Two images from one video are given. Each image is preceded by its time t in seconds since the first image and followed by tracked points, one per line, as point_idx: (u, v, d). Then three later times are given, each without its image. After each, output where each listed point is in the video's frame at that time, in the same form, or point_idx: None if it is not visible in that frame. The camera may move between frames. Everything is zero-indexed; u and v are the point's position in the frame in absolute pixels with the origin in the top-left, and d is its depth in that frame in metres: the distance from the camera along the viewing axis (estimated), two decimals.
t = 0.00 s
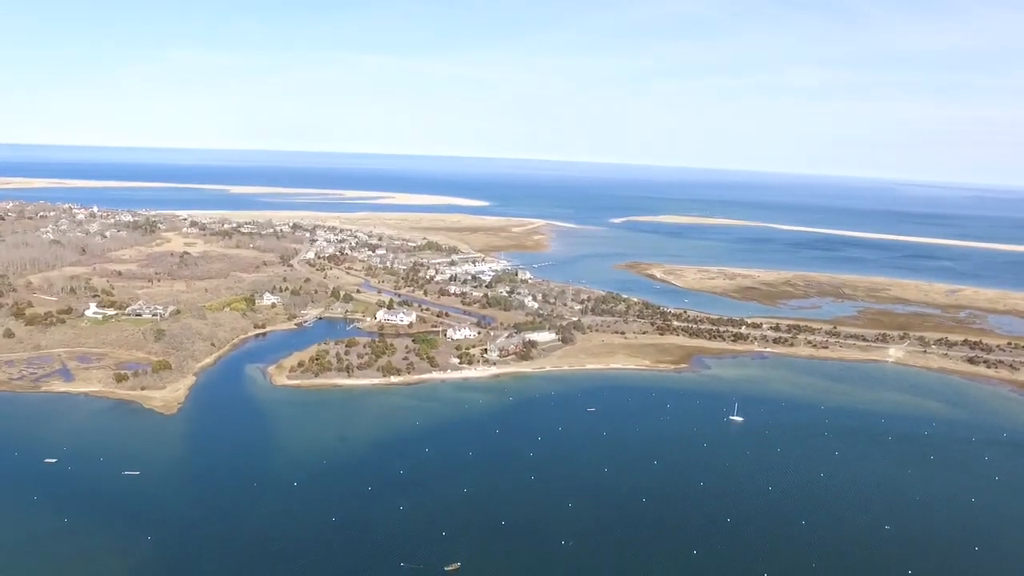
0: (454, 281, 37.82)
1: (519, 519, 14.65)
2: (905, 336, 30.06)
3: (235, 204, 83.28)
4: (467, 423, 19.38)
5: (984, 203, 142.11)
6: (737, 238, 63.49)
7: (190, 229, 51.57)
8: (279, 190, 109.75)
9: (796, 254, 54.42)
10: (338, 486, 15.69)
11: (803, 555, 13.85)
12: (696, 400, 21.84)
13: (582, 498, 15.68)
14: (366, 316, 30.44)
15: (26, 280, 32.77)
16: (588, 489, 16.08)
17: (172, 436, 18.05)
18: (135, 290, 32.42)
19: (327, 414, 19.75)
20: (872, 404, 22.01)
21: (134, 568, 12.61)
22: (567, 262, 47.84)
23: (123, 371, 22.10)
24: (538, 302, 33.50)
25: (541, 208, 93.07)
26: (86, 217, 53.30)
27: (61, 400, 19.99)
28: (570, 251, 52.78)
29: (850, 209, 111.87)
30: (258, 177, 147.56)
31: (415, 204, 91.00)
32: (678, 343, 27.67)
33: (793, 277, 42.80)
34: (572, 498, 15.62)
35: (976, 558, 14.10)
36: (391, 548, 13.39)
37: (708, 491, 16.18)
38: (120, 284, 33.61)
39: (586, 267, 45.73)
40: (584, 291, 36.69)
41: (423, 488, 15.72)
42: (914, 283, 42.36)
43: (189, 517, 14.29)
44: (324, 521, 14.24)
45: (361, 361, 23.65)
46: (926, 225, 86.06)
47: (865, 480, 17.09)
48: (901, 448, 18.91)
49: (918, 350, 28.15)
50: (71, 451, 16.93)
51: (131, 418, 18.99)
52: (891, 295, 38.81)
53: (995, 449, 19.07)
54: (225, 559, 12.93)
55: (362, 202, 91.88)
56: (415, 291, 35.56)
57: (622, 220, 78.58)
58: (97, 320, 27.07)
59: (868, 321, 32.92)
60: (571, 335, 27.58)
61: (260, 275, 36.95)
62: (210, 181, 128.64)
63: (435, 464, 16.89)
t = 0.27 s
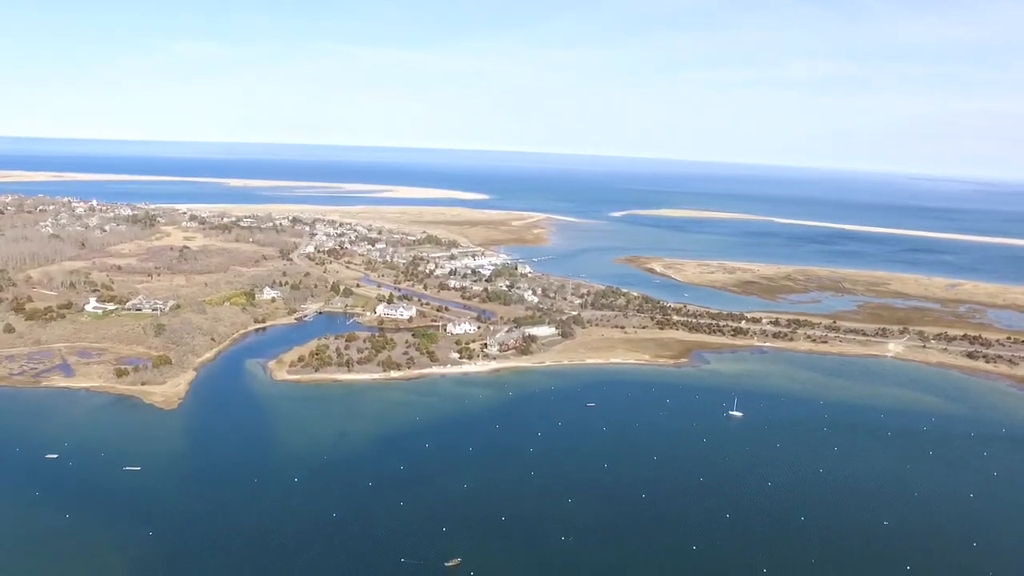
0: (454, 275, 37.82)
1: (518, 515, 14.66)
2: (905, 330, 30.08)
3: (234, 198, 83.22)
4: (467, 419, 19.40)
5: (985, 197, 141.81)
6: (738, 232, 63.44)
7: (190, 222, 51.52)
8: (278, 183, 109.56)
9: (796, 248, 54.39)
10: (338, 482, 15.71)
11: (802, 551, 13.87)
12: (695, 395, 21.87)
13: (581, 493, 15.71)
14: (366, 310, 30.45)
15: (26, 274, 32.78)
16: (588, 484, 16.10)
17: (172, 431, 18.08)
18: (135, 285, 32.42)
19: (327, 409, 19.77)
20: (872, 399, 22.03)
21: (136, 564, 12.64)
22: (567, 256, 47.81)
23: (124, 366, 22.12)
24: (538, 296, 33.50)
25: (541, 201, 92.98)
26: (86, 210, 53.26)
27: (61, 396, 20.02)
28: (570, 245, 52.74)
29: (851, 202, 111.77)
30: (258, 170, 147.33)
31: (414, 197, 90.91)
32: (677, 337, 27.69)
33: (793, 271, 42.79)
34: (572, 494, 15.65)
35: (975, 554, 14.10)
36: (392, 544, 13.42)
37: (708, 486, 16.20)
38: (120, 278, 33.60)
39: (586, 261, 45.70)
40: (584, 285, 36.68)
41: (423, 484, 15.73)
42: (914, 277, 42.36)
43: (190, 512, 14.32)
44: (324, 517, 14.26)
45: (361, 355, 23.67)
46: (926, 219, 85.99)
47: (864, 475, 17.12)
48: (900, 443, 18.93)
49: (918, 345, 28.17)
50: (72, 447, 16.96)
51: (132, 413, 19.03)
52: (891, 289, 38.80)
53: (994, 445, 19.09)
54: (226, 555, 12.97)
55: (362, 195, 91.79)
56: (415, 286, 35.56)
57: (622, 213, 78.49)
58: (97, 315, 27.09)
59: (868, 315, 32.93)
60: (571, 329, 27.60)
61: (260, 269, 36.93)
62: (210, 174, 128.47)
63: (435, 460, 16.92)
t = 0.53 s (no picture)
0: (454, 269, 37.81)
1: (519, 511, 14.71)
2: (905, 325, 30.09)
3: (234, 191, 83.12)
4: (467, 414, 19.45)
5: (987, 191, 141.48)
6: (738, 226, 63.34)
7: (190, 216, 51.46)
8: (278, 176, 109.27)
9: (797, 242, 54.32)
10: (339, 477, 15.76)
11: (802, 547, 13.91)
12: (695, 390, 21.91)
13: (582, 489, 15.76)
14: (367, 305, 30.46)
15: (27, 269, 32.76)
16: (587, 480, 16.15)
17: (174, 427, 18.12)
18: (135, 280, 32.41)
19: (328, 404, 19.82)
20: (871, 395, 22.06)
21: (139, 561, 12.69)
22: (567, 250, 47.77)
23: (125, 361, 22.16)
24: (538, 291, 33.50)
25: (542, 195, 92.81)
26: (85, 204, 53.18)
27: (62, 391, 20.06)
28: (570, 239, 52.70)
29: (852, 196, 111.57)
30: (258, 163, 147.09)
31: (415, 191, 90.77)
32: (677, 333, 27.71)
33: (794, 265, 42.76)
34: (572, 490, 15.70)
35: (973, 550, 14.15)
36: (393, 540, 13.47)
37: (708, 482, 16.24)
38: (120, 273, 33.58)
39: (586, 255, 45.66)
40: (584, 280, 36.67)
41: (424, 480, 15.77)
42: (914, 272, 42.32)
43: (192, 508, 14.38)
44: (325, 513, 14.30)
45: (361, 351, 23.70)
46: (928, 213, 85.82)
47: (863, 471, 17.16)
48: (899, 439, 18.96)
49: (918, 340, 28.19)
50: (73, 443, 16.99)
51: (133, 409, 19.08)
52: (892, 284, 38.78)
53: (993, 440, 19.13)
54: (228, 551, 13.01)
55: (362, 189, 91.67)
56: (415, 280, 35.56)
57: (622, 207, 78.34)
58: (98, 310, 27.09)
59: (868, 310, 32.93)
60: (571, 324, 27.61)
61: (260, 264, 36.92)
62: (210, 168, 128.20)
63: (436, 455, 16.96)
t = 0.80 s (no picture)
0: (454, 264, 37.79)
1: (519, 507, 14.77)
2: (905, 320, 30.09)
3: (234, 185, 83.06)
4: (467, 409, 19.50)
5: (989, 184, 141.11)
6: (739, 220, 63.27)
7: (190, 211, 51.43)
8: (278, 170, 109.03)
9: (797, 236, 54.26)
10: (340, 473, 15.81)
11: (800, 543, 13.96)
12: (695, 385, 21.95)
13: (581, 485, 15.79)
14: (367, 300, 30.47)
15: (27, 264, 32.77)
16: (587, 476, 16.18)
17: (175, 422, 18.17)
18: (135, 274, 32.42)
19: (328, 400, 19.88)
20: (871, 390, 22.09)
21: (141, 557, 12.73)
22: (567, 244, 47.75)
23: (125, 357, 22.20)
24: (538, 285, 33.50)
25: (542, 189, 92.71)
26: (86, 199, 53.19)
27: (63, 386, 20.12)
28: (570, 233, 52.67)
29: (853, 190, 111.38)
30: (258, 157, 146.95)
31: (415, 185, 90.67)
32: (677, 327, 27.72)
33: (794, 260, 42.74)
34: (572, 485, 15.74)
35: (972, 545, 14.19)
36: (392, 537, 13.49)
37: (706, 478, 16.28)
38: (120, 268, 33.59)
39: (586, 250, 45.62)
40: (584, 274, 36.66)
41: (424, 476, 15.81)
42: (915, 267, 42.31)
43: (193, 504, 14.44)
44: (326, 509, 14.36)
45: (361, 346, 23.72)
46: (929, 207, 85.71)
47: (862, 466, 17.21)
48: (899, 435, 18.99)
49: (918, 335, 28.20)
50: (74, 439, 17.04)
51: (134, 404, 19.13)
52: (892, 278, 38.76)
53: (992, 436, 19.16)
54: (229, 547, 13.08)
55: (362, 183, 91.62)
56: (415, 275, 35.56)
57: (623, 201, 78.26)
58: (98, 305, 27.10)
59: (868, 305, 32.93)
60: (571, 319, 27.62)
61: (260, 258, 36.92)
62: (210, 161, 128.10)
63: (437, 451, 17.02)
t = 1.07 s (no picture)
0: (453, 258, 37.76)
1: (518, 502, 14.81)
2: (904, 315, 30.11)
3: (234, 179, 82.93)
4: (467, 405, 19.53)
5: (989, 178, 140.92)
6: (739, 214, 63.18)
7: (189, 205, 51.39)
8: (278, 164, 108.92)
9: (797, 230, 54.21)
10: (340, 469, 15.84)
11: (798, 538, 14.01)
12: (694, 380, 21.98)
13: (580, 481, 15.82)
14: (366, 294, 30.46)
15: (26, 258, 32.76)
16: (586, 472, 16.23)
17: (175, 418, 18.19)
18: (135, 269, 32.41)
19: (328, 395, 19.91)
20: (870, 385, 22.12)
21: (142, 554, 12.76)
22: (567, 238, 47.70)
23: (125, 352, 22.21)
24: (538, 280, 33.49)
25: (542, 182, 92.51)
26: (85, 193, 53.10)
27: (63, 382, 20.13)
28: (570, 227, 52.62)
29: (853, 183, 111.25)
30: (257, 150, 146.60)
31: (415, 178, 90.47)
32: (677, 322, 27.73)
33: (794, 254, 42.73)
34: (571, 481, 15.77)
35: (968, 541, 14.25)
36: (391, 533, 13.53)
37: (705, 474, 16.31)
38: (120, 263, 33.56)
39: (586, 244, 45.58)
40: (584, 269, 36.65)
41: (424, 472, 15.85)
42: (914, 261, 42.30)
43: (193, 500, 14.47)
44: (326, 506, 14.39)
45: (361, 341, 23.73)
46: (929, 201, 85.61)
47: (860, 462, 17.25)
48: (897, 430, 19.03)
49: (917, 330, 28.23)
50: (75, 435, 17.06)
51: (134, 400, 19.16)
52: (891, 273, 38.75)
53: (990, 432, 19.18)
54: (230, 543, 13.12)
55: (362, 176, 91.43)
56: (415, 269, 35.54)
57: (623, 194, 78.15)
58: (98, 300, 27.10)
59: (867, 300, 32.95)
60: (570, 314, 27.63)
61: (259, 253, 36.90)
62: (208, 155, 127.87)
63: (437, 447, 17.05)
